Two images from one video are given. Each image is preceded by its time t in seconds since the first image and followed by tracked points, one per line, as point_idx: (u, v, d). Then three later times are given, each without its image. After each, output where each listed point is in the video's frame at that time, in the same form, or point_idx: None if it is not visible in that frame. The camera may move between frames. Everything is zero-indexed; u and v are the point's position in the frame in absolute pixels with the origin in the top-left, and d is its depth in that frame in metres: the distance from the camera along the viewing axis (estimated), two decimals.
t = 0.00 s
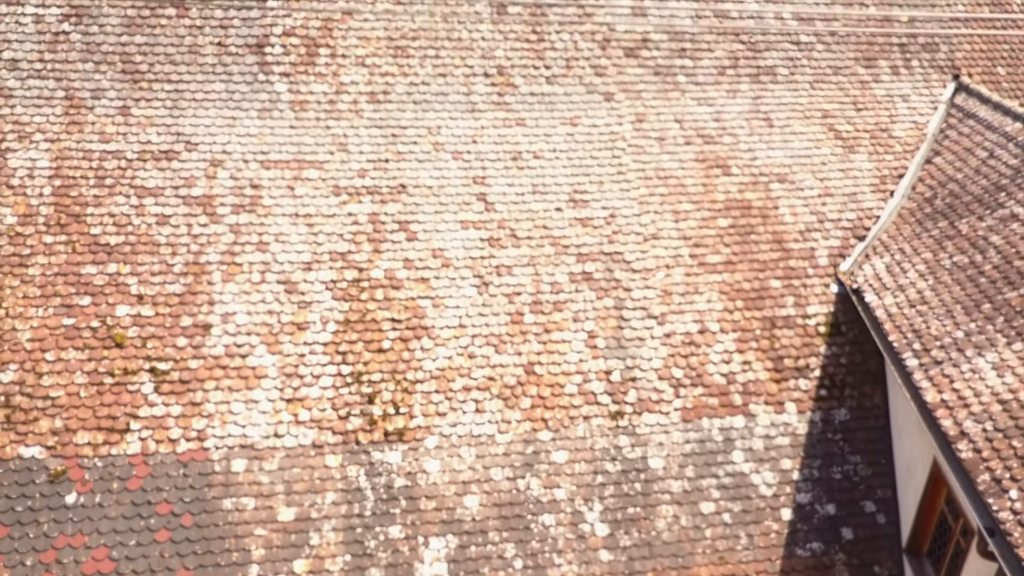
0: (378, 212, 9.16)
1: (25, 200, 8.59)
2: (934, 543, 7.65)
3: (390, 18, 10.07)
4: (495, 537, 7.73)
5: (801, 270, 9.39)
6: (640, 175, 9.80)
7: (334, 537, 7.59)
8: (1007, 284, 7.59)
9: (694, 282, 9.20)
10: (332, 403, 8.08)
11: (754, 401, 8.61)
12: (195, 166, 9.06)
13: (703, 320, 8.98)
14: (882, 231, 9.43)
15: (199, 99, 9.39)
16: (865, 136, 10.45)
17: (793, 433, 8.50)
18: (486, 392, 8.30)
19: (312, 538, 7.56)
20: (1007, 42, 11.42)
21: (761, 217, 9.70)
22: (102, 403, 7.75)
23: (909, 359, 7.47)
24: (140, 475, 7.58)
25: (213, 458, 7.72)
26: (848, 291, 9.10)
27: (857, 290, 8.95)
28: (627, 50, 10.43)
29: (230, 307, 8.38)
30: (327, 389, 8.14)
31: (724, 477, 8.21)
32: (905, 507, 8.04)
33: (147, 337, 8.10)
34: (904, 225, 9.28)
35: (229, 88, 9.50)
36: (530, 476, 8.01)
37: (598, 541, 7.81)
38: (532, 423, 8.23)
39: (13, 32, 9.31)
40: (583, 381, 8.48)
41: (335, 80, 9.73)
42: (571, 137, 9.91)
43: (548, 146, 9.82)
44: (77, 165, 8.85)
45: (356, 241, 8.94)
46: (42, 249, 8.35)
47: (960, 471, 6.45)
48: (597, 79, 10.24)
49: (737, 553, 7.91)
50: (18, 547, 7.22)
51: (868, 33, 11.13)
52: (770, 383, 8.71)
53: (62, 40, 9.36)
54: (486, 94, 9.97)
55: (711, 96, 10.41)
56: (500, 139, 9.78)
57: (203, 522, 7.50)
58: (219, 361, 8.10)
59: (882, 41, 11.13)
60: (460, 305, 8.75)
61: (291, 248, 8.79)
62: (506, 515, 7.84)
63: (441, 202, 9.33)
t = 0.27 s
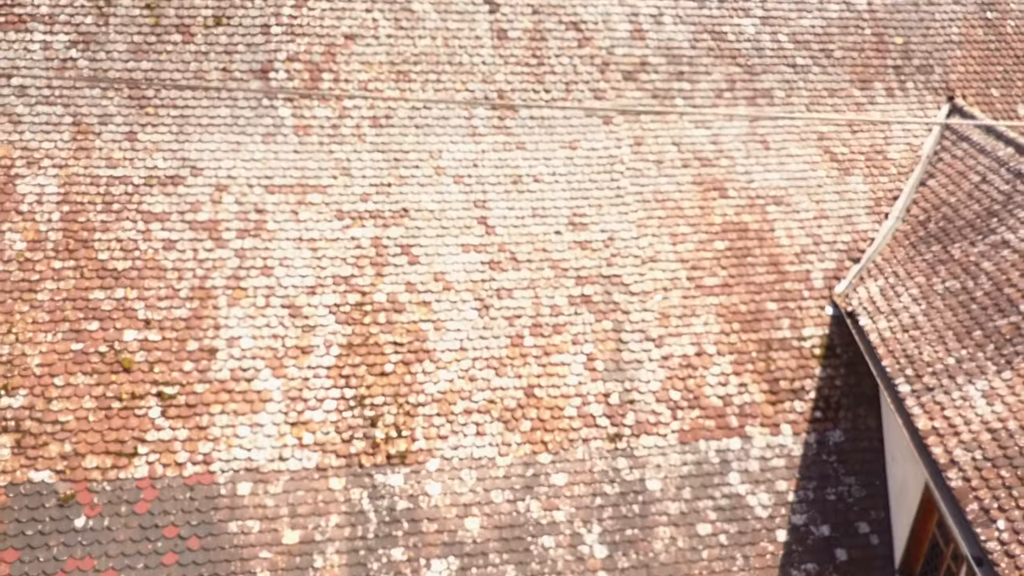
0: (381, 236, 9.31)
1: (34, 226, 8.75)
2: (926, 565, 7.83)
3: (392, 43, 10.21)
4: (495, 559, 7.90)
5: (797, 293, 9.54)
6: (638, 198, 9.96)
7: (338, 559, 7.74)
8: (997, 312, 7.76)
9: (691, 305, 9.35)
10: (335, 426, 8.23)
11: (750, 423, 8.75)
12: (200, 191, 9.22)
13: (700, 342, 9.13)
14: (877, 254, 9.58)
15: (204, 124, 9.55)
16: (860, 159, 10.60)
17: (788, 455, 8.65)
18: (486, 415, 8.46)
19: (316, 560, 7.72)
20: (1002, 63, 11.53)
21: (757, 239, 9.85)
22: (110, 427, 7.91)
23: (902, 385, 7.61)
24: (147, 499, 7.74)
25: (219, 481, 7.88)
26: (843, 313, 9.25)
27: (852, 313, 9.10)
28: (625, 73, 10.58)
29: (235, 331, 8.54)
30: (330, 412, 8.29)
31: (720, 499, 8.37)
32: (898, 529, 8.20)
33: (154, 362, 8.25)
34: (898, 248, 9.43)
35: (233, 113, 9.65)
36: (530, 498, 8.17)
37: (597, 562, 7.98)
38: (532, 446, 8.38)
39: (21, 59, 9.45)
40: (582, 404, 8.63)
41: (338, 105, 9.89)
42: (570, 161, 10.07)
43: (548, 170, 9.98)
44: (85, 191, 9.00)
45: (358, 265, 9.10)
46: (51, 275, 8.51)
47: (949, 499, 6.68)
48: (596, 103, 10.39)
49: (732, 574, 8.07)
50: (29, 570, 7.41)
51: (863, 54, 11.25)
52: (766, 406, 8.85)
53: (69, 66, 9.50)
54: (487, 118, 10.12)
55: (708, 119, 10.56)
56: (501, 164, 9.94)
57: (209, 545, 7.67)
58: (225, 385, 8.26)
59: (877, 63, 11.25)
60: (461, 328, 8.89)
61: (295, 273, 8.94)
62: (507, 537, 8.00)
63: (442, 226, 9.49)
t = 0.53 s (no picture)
0: (383, 262, 9.48)
1: (43, 254, 8.93)
2: None
3: (393, 70, 10.37)
4: None
5: (791, 317, 9.72)
6: (635, 224, 10.14)
7: None
8: (986, 342, 7.94)
9: (687, 330, 9.52)
10: (338, 452, 8.41)
11: (744, 448, 8.93)
12: (205, 219, 9.39)
13: (696, 368, 9.30)
14: (870, 279, 9.76)
15: (209, 152, 9.73)
16: (854, 184, 10.77)
17: (782, 479, 8.84)
18: (486, 441, 8.64)
19: None
20: (993, 87, 11.67)
21: (752, 264, 10.03)
22: (118, 454, 8.11)
23: (892, 414, 7.79)
24: (154, 525, 7.95)
25: (225, 507, 8.09)
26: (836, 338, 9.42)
27: (845, 338, 9.27)
28: (623, 99, 10.76)
29: (240, 358, 8.72)
30: (333, 438, 8.47)
31: (715, 523, 8.57)
32: (889, 553, 8.41)
33: (161, 389, 8.44)
34: (890, 274, 9.62)
35: (238, 141, 9.83)
36: (529, 523, 8.37)
37: None
38: (531, 471, 8.58)
39: (29, 88, 9.61)
40: (580, 429, 8.81)
41: (340, 132, 10.06)
42: (568, 187, 10.25)
43: (547, 196, 10.16)
44: (93, 220, 9.19)
45: (360, 292, 9.26)
46: (59, 303, 8.70)
47: (937, 531, 6.88)
48: (593, 129, 10.58)
49: None
50: None
51: (858, 79, 11.41)
52: (760, 431, 9.03)
53: (76, 96, 9.68)
54: (487, 145, 10.31)
55: (704, 144, 10.74)
56: (500, 190, 10.12)
57: (215, 570, 7.88)
58: (230, 412, 8.45)
59: (870, 87, 11.41)
60: (461, 353, 9.05)
61: (298, 299, 9.12)
62: (506, 561, 8.21)
63: (443, 252, 9.66)
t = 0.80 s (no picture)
0: (384, 284, 9.63)
1: (51, 277, 9.09)
2: None
3: (395, 94, 10.53)
4: None
5: (786, 338, 9.86)
6: (633, 245, 10.28)
7: None
8: (976, 366, 8.10)
9: (683, 350, 9.66)
10: (340, 473, 8.56)
11: (740, 468, 9.07)
12: (210, 242, 9.55)
13: (693, 388, 9.44)
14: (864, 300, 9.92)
15: (213, 175, 9.88)
16: (849, 204, 10.91)
17: (776, 499, 8.99)
18: (486, 462, 8.79)
19: None
20: (987, 107, 11.84)
21: (748, 285, 10.18)
22: (125, 476, 8.27)
23: (884, 437, 7.94)
24: (160, 546, 8.11)
25: (229, 528, 8.25)
26: (831, 359, 9.57)
27: (839, 359, 9.42)
28: (621, 121, 10.92)
29: (244, 380, 8.87)
30: (335, 460, 8.62)
31: (711, 543, 8.71)
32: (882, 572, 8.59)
33: (167, 411, 8.59)
34: (884, 295, 9.78)
35: (242, 164, 9.99)
36: (527, 543, 8.53)
37: None
38: (529, 492, 8.73)
39: (36, 113, 9.77)
40: (578, 450, 8.95)
41: (342, 155, 10.22)
42: (567, 209, 10.41)
43: (545, 218, 10.32)
44: (99, 243, 9.34)
45: (362, 314, 9.41)
46: (66, 326, 8.85)
47: (927, 556, 7.03)
48: (592, 150, 10.73)
49: None
50: None
51: (852, 100, 11.56)
52: (756, 450, 9.17)
53: (83, 120, 9.83)
54: (487, 167, 10.47)
55: (701, 165, 10.90)
56: (500, 212, 10.28)
57: None
58: (234, 434, 8.60)
59: (865, 108, 11.56)
60: (461, 375, 9.19)
61: (301, 321, 9.27)
62: None
63: (444, 274, 9.81)
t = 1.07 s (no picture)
0: (384, 308, 9.80)
1: (57, 303, 9.26)
2: None
3: (395, 119, 10.71)
4: None
5: (780, 360, 10.02)
6: (629, 268, 10.46)
7: None
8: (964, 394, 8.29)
9: (678, 373, 9.81)
10: (341, 496, 8.73)
11: (733, 490, 9.24)
12: (213, 267, 9.72)
13: (687, 411, 9.60)
14: (856, 322, 10.11)
15: (216, 201, 10.06)
16: (842, 227, 11.08)
17: (769, 521, 9.15)
18: (484, 485, 8.96)
19: None
20: (978, 129, 12.02)
21: (742, 307, 10.35)
22: (130, 500, 8.45)
23: (874, 463, 8.11)
24: (164, 569, 8.28)
25: (232, 551, 8.41)
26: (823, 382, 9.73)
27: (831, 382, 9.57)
28: (617, 145, 11.10)
29: (246, 405, 9.03)
30: (336, 483, 8.79)
31: (705, 564, 8.89)
32: None
33: (171, 436, 8.77)
34: (875, 318, 9.97)
35: (244, 190, 10.16)
36: (524, 565, 8.71)
37: None
38: (527, 514, 8.90)
39: (43, 140, 9.94)
40: (575, 472, 9.12)
41: (343, 180, 10.39)
42: (564, 232, 10.58)
43: (543, 241, 10.50)
44: (104, 268, 9.51)
45: (362, 338, 9.58)
46: (72, 351, 9.02)
47: None
48: (588, 174, 10.92)
49: None
50: None
51: (845, 123, 11.73)
52: (749, 473, 9.33)
53: (88, 146, 10.00)
54: (485, 192, 10.65)
55: (696, 188, 11.07)
56: (498, 236, 10.45)
57: None
58: (237, 458, 8.77)
59: (858, 131, 11.72)
60: (460, 398, 9.36)
61: (303, 346, 9.44)
62: None
63: (443, 297, 9.97)
